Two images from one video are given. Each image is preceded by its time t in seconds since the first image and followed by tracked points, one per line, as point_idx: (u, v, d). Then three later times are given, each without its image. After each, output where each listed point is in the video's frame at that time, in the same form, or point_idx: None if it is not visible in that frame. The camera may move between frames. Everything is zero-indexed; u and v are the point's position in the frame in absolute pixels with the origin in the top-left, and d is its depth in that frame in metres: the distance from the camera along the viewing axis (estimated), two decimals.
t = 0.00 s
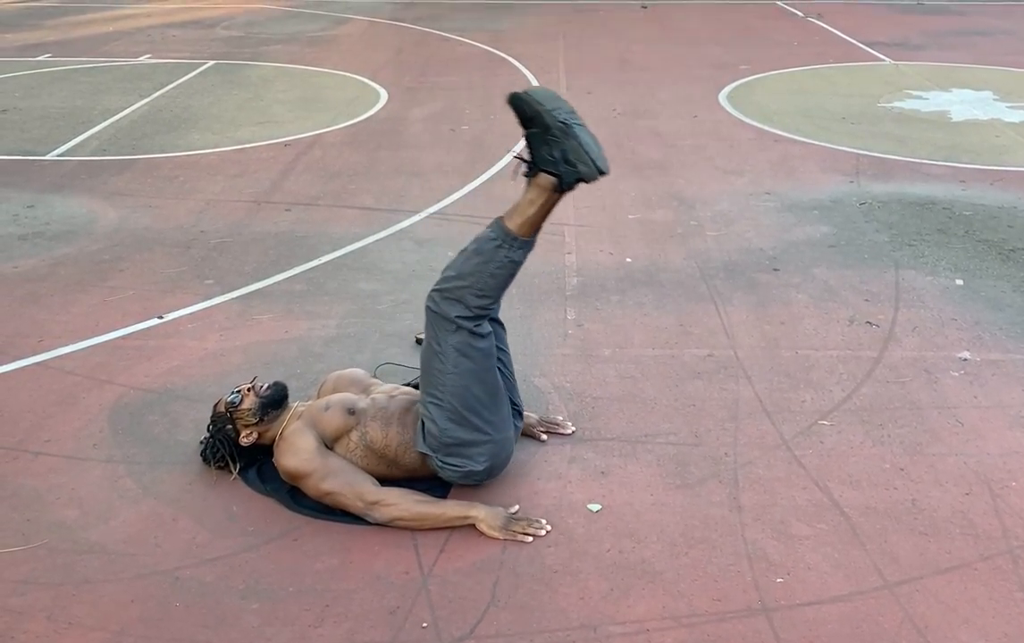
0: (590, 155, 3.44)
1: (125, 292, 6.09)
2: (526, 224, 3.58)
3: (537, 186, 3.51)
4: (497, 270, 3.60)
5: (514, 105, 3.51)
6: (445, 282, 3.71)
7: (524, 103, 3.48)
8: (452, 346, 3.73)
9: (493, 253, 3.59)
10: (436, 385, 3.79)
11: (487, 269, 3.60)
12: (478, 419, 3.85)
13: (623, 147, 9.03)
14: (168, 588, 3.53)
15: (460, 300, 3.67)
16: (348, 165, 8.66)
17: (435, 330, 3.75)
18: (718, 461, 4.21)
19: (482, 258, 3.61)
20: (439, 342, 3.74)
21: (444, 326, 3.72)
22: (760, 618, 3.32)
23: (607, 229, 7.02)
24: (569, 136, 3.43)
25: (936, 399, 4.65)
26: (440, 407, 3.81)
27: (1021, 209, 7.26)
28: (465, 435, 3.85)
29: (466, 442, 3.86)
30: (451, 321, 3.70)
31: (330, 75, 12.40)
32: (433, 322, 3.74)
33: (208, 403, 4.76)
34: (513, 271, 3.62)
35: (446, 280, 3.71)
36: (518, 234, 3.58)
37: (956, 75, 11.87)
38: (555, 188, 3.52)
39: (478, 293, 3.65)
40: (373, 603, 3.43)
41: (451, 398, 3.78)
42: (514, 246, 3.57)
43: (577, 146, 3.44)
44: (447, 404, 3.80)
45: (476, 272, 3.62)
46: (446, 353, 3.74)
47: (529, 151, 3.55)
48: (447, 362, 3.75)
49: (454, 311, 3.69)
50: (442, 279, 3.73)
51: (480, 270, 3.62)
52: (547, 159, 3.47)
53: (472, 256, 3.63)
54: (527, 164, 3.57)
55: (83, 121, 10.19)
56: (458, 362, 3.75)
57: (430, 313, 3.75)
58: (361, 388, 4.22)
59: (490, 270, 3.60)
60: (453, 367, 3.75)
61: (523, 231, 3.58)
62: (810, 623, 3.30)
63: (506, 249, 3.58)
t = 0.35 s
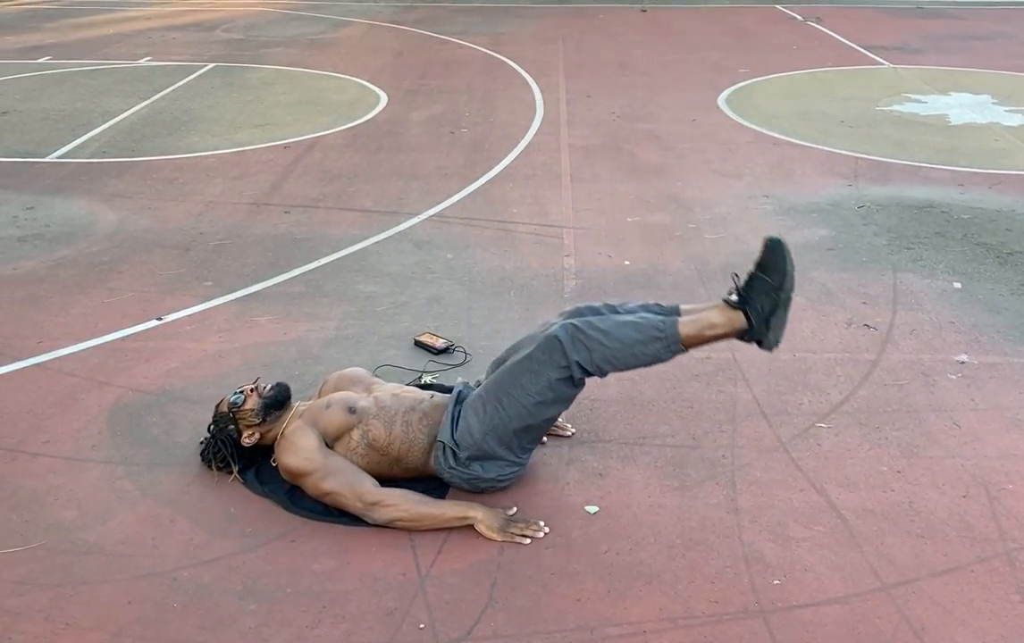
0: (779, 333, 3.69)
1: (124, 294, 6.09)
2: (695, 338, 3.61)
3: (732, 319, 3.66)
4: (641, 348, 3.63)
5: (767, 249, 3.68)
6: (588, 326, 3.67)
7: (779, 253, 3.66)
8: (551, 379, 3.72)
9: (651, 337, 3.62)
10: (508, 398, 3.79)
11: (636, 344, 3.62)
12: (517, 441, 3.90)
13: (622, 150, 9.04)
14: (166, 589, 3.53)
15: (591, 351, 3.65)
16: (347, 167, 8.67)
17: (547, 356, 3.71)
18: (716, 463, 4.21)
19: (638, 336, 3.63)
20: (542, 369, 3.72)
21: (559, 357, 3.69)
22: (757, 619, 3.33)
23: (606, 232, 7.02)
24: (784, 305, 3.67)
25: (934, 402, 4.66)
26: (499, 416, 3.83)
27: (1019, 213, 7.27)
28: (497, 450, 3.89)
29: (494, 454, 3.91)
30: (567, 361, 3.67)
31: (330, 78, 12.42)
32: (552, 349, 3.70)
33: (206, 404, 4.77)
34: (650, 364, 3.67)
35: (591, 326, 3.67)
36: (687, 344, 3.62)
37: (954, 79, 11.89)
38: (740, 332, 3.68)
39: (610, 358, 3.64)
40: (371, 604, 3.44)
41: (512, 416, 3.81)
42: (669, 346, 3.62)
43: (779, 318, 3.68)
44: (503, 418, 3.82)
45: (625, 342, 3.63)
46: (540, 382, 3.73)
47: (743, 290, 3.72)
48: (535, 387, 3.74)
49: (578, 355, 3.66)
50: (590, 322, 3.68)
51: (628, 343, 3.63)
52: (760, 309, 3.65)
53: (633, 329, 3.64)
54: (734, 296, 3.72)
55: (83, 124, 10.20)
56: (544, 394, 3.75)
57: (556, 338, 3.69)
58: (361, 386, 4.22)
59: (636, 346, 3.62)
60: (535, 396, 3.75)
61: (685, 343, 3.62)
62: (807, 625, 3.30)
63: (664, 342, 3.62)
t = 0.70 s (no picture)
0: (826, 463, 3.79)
1: (123, 295, 6.09)
2: (747, 445, 3.80)
3: (788, 432, 3.84)
4: (694, 438, 3.73)
5: (841, 378, 3.82)
6: (651, 405, 3.74)
7: (852, 388, 3.78)
8: (595, 436, 3.76)
9: (708, 432, 3.73)
10: (544, 434, 3.80)
11: (690, 433, 3.73)
12: (528, 473, 3.91)
13: (622, 151, 9.04)
14: (165, 591, 3.52)
15: (646, 428, 3.72)
16: (347, 168, 8.66)
17: (602, 415, 3.74)
18: (716, 465, 4.21)
19: (697, 428, 3.73)
20: (591, 424, 3.75)
21: (614, 420, 3.74)
22: (758, 622, 3.32)
23: (606, 233, 7.02)
24: (839, 438, 3.75)
25: (934, 403, 4.65)
26: (527, 445, 3.83)
27: (1018, 214, 7.27)
28: (508, 474, 3.91)
29: (503, 474, 3.92)
30: (621, 428, 3.73)
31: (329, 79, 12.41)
32: (610, 410, 3.74)
33: (206, 406, 4.76)
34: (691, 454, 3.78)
35: (655, 407, 3.75)
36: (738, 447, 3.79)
37: (954, 81, 11.89)
38: (790, 450, 3.84)
39: (660, 441, 3.73)
40: (371, 606, 3.43)
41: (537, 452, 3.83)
42: (721, 447, 3.75)
43: (830, 450, 3.77)
44: (531, 451, 3.83)
45: (682, 431, 3.72)
46: (584, 435, 3.76)
47: (810, 409, 3.88)
48: (578, 438, 3.77)
49: (633, 427, 3.73)
50: (654, 402, 3.76)
51: (685, 431, 3.73)
52: (816, 433, 3.79)
53: (694, 420, 3.74)
54: (800, 412, 3.90)
55: (83, 124, 10.20)
56: (582, 446, 3.78)
57: (620, 402, 3.73)
58: (365, 388, 4.21)
59: (690, 435, 3.73)
60: (571, 443, 3.78)
61: (738, 447, 3.79)
62: (808, 627, 3.30)
63: (717, 441, 3.75)
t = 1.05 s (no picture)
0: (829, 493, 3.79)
1: (123, 295, 6.09)
2: (751, 472, 3.85)
3: (790, 461, 3.86)
4: (699, 460, 3.77)
5: (846, 412, 3.86)
6: (659, 426, 3.79)
7: (855, 422, 3.83)
8: (600, 452, 3.79)
9: (713, 456, 3.78)
10: (551, 446, 3.81)
11: (696, 456, 3.77)
12: (531, 482, 3.91)
13: (622, 152, 9.05)
14: (165, 591, 3.53)
15: (653, 448, 3.77)
16: (347, 169, 8.67)
17: (609, 432, 3.78)
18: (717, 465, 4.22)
19: (703, 451, 3.77)
20: (598, 440, 3.78)
21: (621, 437, 3.78)
22: (758, 622, 3.33)
23: (605, 233, 7.03)
24: (840, 471, 3.77)
25: (934, 404, 4.66)
26: (533, 453, 3.83)
27: (1018, 215, 7.28)
28: (511, 480, 3.90)
29: (506, 479, 3.91)
30: (627, 445, 3.77)
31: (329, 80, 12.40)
32: (618, 427, 3.77)
33: (205, 406, 4.76)
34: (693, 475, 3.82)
35: (662, 428, 3.80)
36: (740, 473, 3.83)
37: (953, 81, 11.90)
38: (791, 480, 3.87)
39: (664, 460, 3.77)
40: (371, 606, 3.44)
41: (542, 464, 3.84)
42: (725, 471, 3.80)
43: (832, 480, 3.78)
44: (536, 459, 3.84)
45: (688, 453, 3.77)
46: (590, 450, 3.79)
47: (813, 441, 3.90)
48: (584, 451, 3.79)
49: (640, 446, 3.77)
50: (662, 423, 3.81)
51: (690, 453, 3.77)
52: (817, 465, 3.80)
53: (700, 443, 3.78)
54: (803, 443, 3.93)
55: (83, 124, 10.20)
56: (588, 459, 3.80)
57: (628, 420, 3.78)
58: (367, 388, 4.21)
59: (696, 457, 3.77)
60: (577, 457, 3.81)
61: (741, 473, 3.83)
62: (808, 628, 3.30)
63: (721, 465, 3.79)
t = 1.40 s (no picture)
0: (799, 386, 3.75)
1: (122, 295, 6.09)
2: (718, 380, 3.74)
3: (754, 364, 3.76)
4: (664, 377, 3.69)
5: (800, 303, 3.72)
6: (613, 345, 3.71)
7: (812, 312, 3.69)
8: (568, 393, 3.74)
9: (672, 368, 3.69)
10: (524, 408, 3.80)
11: (659, 369, 3.69)
12: (524, 454, 3.89)
13: (622, 152, 9.05)
14: (165, 591, 3.52)
15: (611, 367, 3.69)
16: (347, 169, 8.66)
17: (569, 371, 3.73)
18: (717, 465, 4.22)
19: (660, 365, 3.69)
20: (562, 383, 3.74)
21: (581, 371, 3.72)
22: (758, 622, 3.32)
23: (605, 234, 7.02)
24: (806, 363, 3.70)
25: (934, 404, 4.66)
26: (515, 427, 3.83)
27: (1017, 215, 7.28)
28: (508, 461, 3.89)
29: (505, 465, 3.90)
30: (588, 376, 3.71)
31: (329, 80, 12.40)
32: (575, 363, 3.72)
33: (205, 406, 4.76)
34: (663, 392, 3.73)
35: (616, 346, 3.72)
36: (704, 380, 3.72)
37: (952, 82, 11.91)
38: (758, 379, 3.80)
39: (629, 381, 3.69)
40: (371, 606, 3.43)
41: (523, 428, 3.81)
42: (689, 380, 3.70)
43: (800, 374, 3.72)
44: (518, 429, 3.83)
45: (648, 366, 3.69)
46: (560, 396, 3.75)
47: (772, 337, 3.79)
48: (553, 400, 3.76)
49: (599, 373, 3.70)
50: (615, 342, 3.73)
51: (650, 370, 3.69)
52: (782, 362, 3.72)
53: (657, 357, 3.70)
54: (761, 340, 3.80)
55: (82, 124, 10.19)
56: (562, 407, 3.77)
57: (580, 351, 3.72)
58: (367, 388, 4.20)
59: (658, 370, 3.68)
60: (551, 410, 3.77)
61: (708, 379, 3.72)
62: (808, 628, 3.30)
63: (683, 376, 3.70)
